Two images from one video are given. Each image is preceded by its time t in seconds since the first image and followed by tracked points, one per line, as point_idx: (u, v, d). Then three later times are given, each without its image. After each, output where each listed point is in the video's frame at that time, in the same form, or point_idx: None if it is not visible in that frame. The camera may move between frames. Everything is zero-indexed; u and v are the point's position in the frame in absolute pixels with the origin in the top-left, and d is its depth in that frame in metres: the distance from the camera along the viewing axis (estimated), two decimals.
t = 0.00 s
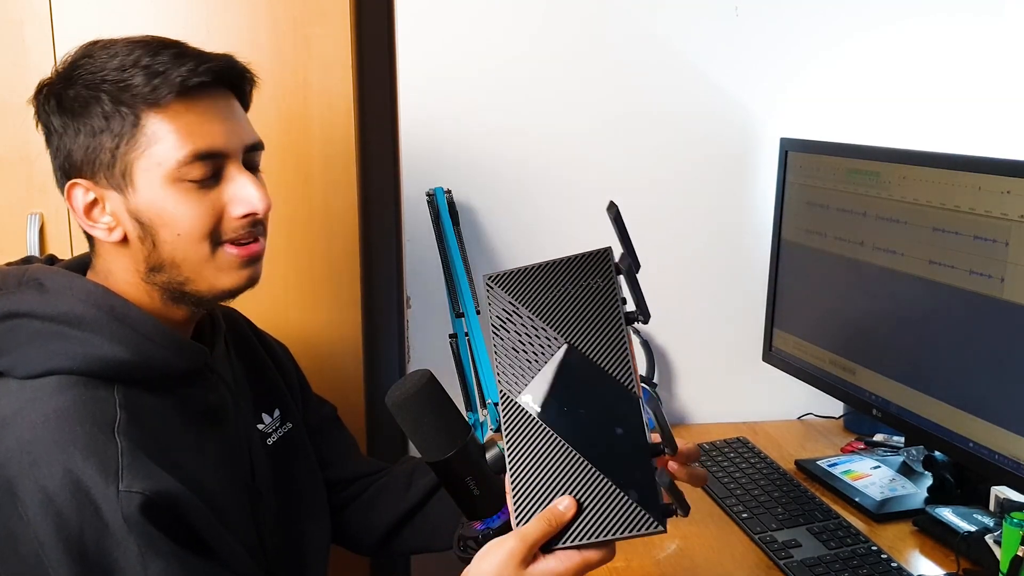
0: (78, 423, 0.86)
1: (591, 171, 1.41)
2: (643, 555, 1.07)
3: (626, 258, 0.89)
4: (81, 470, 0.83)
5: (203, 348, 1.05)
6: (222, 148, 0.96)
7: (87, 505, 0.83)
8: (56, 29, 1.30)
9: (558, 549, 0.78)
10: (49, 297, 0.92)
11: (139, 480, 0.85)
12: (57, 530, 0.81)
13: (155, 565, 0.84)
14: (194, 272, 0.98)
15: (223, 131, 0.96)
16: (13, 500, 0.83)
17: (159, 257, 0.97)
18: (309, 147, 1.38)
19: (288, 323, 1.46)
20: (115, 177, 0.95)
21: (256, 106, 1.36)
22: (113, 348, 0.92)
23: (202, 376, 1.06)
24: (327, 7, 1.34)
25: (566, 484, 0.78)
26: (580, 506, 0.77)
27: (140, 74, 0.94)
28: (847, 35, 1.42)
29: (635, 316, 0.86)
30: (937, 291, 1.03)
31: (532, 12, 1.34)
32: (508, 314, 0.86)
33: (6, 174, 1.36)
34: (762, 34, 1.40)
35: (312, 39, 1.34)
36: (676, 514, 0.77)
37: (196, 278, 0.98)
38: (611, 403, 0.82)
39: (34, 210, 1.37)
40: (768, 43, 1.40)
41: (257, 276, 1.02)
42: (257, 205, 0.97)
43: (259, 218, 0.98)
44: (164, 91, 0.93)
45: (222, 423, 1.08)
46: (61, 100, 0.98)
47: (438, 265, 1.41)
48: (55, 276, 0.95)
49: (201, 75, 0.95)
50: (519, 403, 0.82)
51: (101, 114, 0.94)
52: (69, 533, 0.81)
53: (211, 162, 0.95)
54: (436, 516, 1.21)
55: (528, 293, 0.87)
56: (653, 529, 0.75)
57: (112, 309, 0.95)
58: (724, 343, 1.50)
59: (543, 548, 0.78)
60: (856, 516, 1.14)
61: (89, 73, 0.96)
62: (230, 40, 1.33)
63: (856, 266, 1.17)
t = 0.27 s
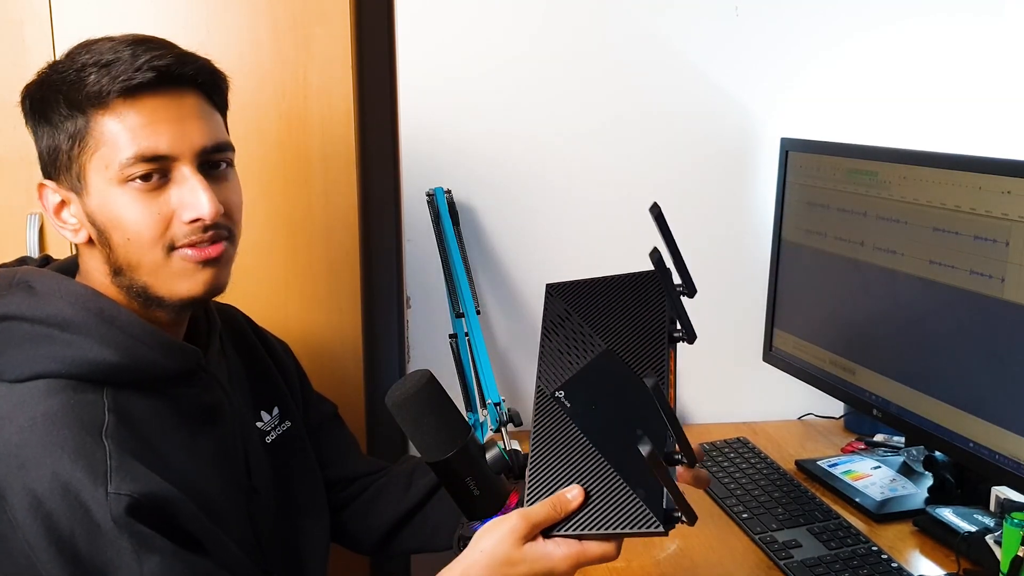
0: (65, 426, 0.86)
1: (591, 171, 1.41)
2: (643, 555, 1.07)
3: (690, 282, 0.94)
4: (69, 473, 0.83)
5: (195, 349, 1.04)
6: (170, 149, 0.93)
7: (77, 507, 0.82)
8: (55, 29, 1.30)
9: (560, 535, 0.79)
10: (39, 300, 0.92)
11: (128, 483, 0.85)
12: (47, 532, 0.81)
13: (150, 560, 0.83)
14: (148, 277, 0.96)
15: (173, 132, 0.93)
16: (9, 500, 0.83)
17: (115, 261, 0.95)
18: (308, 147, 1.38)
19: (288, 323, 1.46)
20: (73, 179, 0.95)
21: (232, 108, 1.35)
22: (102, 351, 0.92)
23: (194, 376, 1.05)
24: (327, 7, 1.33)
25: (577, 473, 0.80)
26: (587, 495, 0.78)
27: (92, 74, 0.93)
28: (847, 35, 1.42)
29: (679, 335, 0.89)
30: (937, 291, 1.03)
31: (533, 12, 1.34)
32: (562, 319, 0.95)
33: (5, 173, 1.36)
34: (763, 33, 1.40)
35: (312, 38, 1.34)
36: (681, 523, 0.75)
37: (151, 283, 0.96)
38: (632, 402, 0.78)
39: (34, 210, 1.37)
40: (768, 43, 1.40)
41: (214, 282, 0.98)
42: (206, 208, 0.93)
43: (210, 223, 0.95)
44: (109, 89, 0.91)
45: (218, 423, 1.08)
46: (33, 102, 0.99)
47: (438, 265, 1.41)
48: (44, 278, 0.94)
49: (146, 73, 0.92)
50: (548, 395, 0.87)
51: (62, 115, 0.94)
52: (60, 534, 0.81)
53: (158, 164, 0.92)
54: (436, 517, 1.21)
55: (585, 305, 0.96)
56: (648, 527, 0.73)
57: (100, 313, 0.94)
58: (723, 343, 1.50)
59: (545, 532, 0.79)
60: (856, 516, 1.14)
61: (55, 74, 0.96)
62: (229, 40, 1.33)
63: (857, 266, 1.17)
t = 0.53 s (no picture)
0: (61, 427, 0.86)
1: (590, 171, 1.41)
2: (643, 555, 1.07)
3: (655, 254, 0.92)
4: (64, 474, 0.83)
5: (193, 351, 1.04)
6: (173, 154, 0.92)
7: (72, 507, 0.82)
8: (55, 29, 1.30)
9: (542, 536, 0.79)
10: (36, 300, 0.92)
11: (122, 483, 0.85)
12: (41, 530, 0.81)
13: (147, 562, 0.83)
14: (145, 280, 0.96)
15: (177, 137, 0.93)
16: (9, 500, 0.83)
17: (113, 262, 0.95)
18: (309, 147, 1.38)
19: (288, 323, 1.46)
20: (75, 178, 0.95)
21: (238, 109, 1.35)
22: (99, 351, 0.92)
23: (194, 377, 1.05)
24: (327, 7, 1.33)
25: (558, 470, 0.79)
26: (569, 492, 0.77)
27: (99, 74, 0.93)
28: (847, 35, 1.41)
29: (652, 316, 0.88)
30: (938, 291, 1.03)
31: (533, 12, 1.34)
32: (532, 305, 0.94)
33: (6, 173, 1.36)
34: (763, 33, 1.40)
35: (313, 38, 1.34)
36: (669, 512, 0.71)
37: (148, 286, 0.96)
38: (611, 392, 0.77)
39: (34, 210, 1.37)
40: (768, 43, 1.40)
41: (212, 289, 0.98)
42: (204, 214, 0.93)
43: (209, 230, 0.95)
44: (115, 91, 0.91)
45: (216, 424, 1.08)
46: (41, 98, 0.99)
47: (438, 265, 1.41)
48: (41, 278, 0.94)
49: (153, 77, 0.92)
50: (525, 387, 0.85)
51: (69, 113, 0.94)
52: (55, 534, 0.81)
53: (161, 168, 0.92)
54: (436, 517, 1.21)
55: (552, 288, 0.95)
56: (626, 518, 0.71)
57: (99, 313, 0.94)
58: (724, 344, 1.50)
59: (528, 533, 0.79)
60: (856, 516, 1.14)
61: (64, 73, 0.96)
62: (229, 40, 1.33)
63: (857, 266, 1.17)
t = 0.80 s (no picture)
0: (59, 434, 0.85)
1: (590, 171, 1.41)
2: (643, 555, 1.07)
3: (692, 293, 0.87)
4: (62, 482, 0.83)
5: (192, 355, 1.04)
6: (173, 158, 0.92)
7: (72, 515, 0.82)
8: (55, 29, 1.30)
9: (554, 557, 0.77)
10: (36, 305, 0.92)
11: (122, 491, 0.85)
12: (40, 539, 0.81)
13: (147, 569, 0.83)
14: (145, 284, 0.96)
15: (177, 140, 0.93)
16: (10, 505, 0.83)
17: (113, 266, 0.95)
18: (309, 147, 1.38)
19: (288, 323, 1.46)
20: (74, 182, 0.95)
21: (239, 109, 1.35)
22: (98, 358, 0.92)
23: (194, 381, 1.05)
24: (327, 7, 1.33)
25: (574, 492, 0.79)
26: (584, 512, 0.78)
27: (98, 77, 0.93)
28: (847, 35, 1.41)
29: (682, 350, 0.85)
30: (937, 291, 1.03)
31: (532, 12, 1.34)
32: (564, 329, 0.94)
33: (6, 175, 1.36)
34: (763, 33, 1.40)
35: (313, 39, 1.34)
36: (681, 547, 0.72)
37: (147, 289, 0.96)
38: (637, 424, 0.74)
39: (34, 210, 1.37)
40: (768, 43, 1.40)
41: (213, 293, 0.98)
42: (203, 218, 0.93)
43: (209, 234, 0.94)
44: (115, 94, 0.91)
45: (216, 426, 1.08)
46: (39, 100, 0.99)
47: (438, 266, 1.41)
48: (41, 281, 0.94)
49: (153, 80, 0.92)
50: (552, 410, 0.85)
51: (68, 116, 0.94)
52: (55, 542, 0.82)
53: (161, 172, 0.92)
54: (437, 518, 1.21)
55: (586, 311, 0.95)
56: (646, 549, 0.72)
57: (99, 318, 0.94)
58: (723, 344, 1.50)
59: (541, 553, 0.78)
60: (856, 516, 1.14)
61: (62, 76, 0.96)
62: (229, 40, 1.33)
63: (857, 266, 1.17)
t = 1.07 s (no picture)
0: (55, 442, 0.85)
1: (590, 171, 1.41)
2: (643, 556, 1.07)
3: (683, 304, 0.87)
4: (58, 490, 0.83)
5: (191, 359, 1.04)
6: (177, 163, 0.92)
7: (68, 523, 0.82)
8: (55, 29, 1.30)
9: None
10: (33, 310, 0.92)
11: (119, 499, 0.85)
12: (36, 548, 0.81)
13: None
14: (148, 288, 0.95)
15: (181, 144, 0.92)
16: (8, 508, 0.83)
17: (113, 270, 0.95)
18: (309, 147, 1.38)
19: (288, 323, 1.46)
20: (73, 184, 0.94)
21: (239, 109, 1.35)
22: (94, 364, 0.91)
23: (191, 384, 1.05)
24: (327, 7, 1.33)
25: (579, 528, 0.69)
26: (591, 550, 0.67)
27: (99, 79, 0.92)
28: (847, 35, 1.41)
29: (681, 367, 0.81)
30: (938, 291, 1.03)
31: (532, 11, 1.34)
32: (555, 347, 0.86)
33: (5, 174, 1.36)
34: (763, 33, 1.40)
35: (313, 39, 1.34)
36: None
37: (150, 293, 0.96)
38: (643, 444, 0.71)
39: (34, 210, 1.37)
40: (769, 43, 1.40)
41: (215, 297, 0.98)
42: (208, 222, 0.93)
43: (213, 239, 0.94)
44: (117, 97, 0.91)
45: (213, 430, 1.08)
46: (36, 100, 0.98)
47: (438, 266, 1.41)
48: (38, 286, 0.94)
49: (156, 83, 0.91)
50: (550, 436, 0.76)
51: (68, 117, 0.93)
52: (50, 551, 0.82)
53: (163, 177, 0.92)
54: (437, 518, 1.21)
55: (575, 326, 0.88)
56: None
57: (96, 323, 0.93)
58: (724, 344, 1.50)
59: None
60: (856, 516, 1.14)
61: (61, 75, 0.95)
62: (229, 40, 1.33)
63: (857, 266, 1.17)
